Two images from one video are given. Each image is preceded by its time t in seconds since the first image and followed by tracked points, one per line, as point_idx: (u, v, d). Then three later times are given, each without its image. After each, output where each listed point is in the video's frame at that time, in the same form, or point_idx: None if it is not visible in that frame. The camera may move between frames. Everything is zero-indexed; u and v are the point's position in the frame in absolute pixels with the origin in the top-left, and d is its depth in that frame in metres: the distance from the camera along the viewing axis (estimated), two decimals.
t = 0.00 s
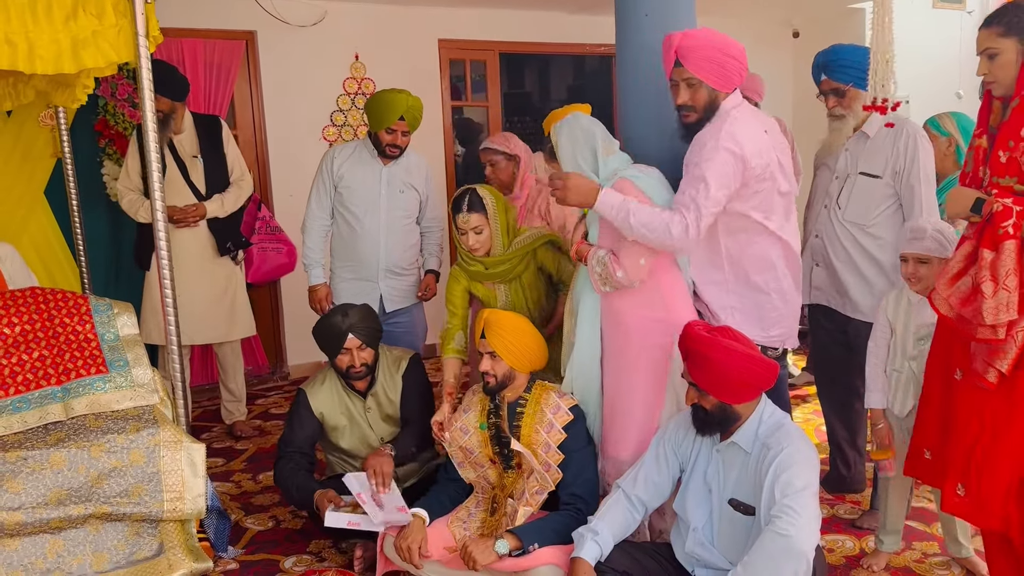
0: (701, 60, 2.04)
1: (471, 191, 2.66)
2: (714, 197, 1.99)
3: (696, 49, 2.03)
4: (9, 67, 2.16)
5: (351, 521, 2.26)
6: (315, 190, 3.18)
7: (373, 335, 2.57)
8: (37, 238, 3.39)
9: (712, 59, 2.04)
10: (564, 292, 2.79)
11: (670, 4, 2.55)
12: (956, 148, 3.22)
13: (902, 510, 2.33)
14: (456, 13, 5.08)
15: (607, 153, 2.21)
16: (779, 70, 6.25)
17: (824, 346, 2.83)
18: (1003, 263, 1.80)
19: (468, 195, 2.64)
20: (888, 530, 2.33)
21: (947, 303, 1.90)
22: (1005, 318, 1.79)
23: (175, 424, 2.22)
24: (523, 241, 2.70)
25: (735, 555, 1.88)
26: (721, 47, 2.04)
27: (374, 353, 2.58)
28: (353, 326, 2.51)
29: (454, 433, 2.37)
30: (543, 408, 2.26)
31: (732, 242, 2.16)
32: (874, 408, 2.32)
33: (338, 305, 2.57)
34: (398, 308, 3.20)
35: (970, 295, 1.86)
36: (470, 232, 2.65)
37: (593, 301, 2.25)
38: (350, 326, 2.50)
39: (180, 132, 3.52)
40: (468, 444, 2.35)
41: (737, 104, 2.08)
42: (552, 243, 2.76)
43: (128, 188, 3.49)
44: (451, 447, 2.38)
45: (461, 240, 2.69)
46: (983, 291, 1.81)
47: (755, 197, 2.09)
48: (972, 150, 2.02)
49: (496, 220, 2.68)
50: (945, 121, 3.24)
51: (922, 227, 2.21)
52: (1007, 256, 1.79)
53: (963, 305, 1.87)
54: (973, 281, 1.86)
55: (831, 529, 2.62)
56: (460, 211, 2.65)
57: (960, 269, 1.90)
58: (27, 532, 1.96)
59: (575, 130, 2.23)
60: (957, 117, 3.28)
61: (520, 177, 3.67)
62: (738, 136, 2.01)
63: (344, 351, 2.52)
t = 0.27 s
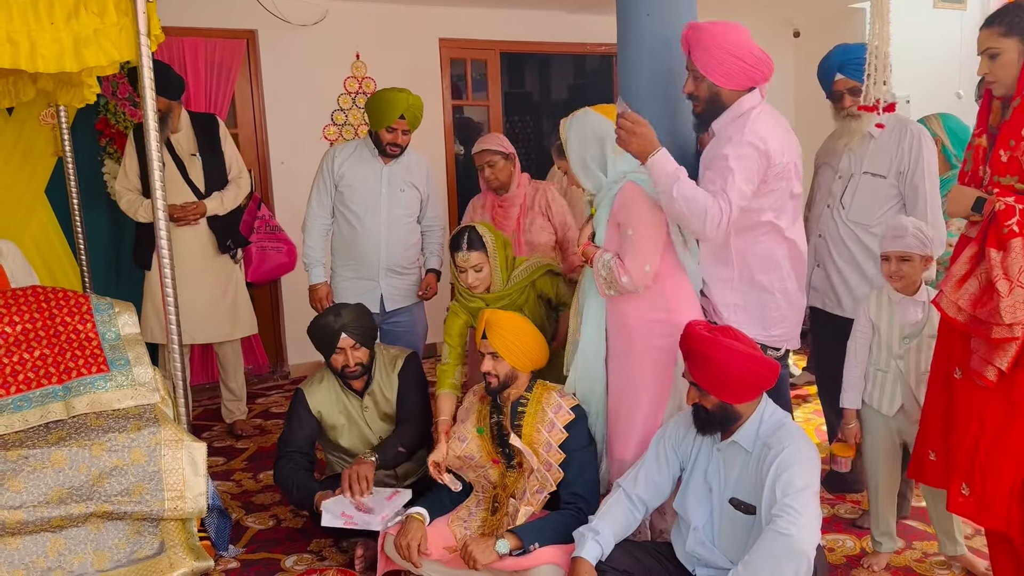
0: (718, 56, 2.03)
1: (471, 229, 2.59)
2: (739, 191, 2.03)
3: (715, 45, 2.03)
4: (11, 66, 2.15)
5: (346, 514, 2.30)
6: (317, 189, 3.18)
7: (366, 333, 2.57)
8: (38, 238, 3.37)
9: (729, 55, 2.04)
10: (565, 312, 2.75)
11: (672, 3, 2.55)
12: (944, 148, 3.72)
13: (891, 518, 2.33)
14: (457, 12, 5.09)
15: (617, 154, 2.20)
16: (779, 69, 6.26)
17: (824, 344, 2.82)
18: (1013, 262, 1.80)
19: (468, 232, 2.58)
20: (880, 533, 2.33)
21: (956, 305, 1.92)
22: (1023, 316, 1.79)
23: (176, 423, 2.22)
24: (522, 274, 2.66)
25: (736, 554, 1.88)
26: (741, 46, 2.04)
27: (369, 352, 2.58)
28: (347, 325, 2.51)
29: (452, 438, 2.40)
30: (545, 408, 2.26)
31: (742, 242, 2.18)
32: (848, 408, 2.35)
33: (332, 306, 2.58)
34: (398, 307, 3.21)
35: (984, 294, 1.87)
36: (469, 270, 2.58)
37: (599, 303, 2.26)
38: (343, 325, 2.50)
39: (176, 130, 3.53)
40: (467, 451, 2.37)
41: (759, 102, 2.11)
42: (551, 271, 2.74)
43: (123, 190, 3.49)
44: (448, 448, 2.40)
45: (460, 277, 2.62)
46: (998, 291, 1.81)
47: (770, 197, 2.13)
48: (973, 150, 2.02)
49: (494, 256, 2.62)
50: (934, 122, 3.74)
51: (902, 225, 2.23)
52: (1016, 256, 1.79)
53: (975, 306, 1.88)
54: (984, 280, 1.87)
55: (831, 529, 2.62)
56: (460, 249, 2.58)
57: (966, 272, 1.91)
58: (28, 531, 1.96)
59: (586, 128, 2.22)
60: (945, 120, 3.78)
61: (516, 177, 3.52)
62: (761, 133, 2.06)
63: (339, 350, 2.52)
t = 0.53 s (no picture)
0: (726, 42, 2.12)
1: (473, 248, 2.53)
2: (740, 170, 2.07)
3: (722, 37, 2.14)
4: (12, 65, 2.14)
5: (342, 498, 2.26)
6: (317, 189, 3.18)
7: (363, 333, 2.56)
8: (38, 235, 3.37)
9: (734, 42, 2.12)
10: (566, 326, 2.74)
11: (673, 3, 2.55)
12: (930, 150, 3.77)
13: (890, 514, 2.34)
14: (457, 12, 5.09)
15: (622, 153, 2.20)
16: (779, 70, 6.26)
17: (823, 344, 2.82)
18: (1009, 261, 1.81)
19: (470, 251, 2.51)
20: (880, 531, 2.34)
21: (952, 305, 1.92)
22: (1018, 315, 1.79)
23: (176, 423, 2.22)
24: (521, 292, 2.65)
25: (736, 554, 1.88)
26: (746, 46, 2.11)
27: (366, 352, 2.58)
28: (342, 325, 2.51)
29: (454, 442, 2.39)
30: (545, 407, 2.26)
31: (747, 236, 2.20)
32: (852, 408, 2.35)
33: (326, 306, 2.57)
34: (398, 307, 3.21)
35: (979, 294, 1.87)
36: (470, 288, 2.51)
37: (605, 303, 2.29)
38: (338, 325, 2.50)
39: (171, 130, 3.51)
40: (467, 456, 2.36)
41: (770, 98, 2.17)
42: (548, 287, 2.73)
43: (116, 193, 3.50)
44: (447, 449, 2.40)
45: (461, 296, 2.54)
46: (995, 291, 1.81)
47: (776, 192, 2.17)
48: (972, 149, 2.02)
49: (494, 274, 2.59)
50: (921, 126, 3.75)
51: (904, 224, 2.23)
52: (1012, 256, 1.80)
53: (972, 306, 1.89)
54: (979, 280, 1.87)
55: (831, 529, 2.62)
56: (461, 268, 2.50)
57: (964, 271, 1.91)
58: (28, 529, 1.96)
59: (592, 127, 2.21)
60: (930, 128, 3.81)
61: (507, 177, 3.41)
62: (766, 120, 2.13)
63: (335, 351, 2.52)
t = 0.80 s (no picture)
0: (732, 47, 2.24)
1: (476, 221, 2.53)
2: (739, 155, 2.15)
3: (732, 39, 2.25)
4: (12, 64, 2.15)
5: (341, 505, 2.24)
6: (316, 189, 3.18)
7: (365, 333, 2.57)
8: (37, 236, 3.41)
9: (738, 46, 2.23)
10: (565, 313, 2.71)
11: (672, 3, 2.55)
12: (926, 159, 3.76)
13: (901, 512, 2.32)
14: (457, 12, 5.09)
15: (622, 153, 2.20)
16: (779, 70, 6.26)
17: (822, 343, 2.82)
18: (996, 260, 1.80)
19: (473, 224, 2.52)
20: (889, 530, 2.33)
21: (941, 302, 1.92)
22: (1002, 314, 1.79)
23: (175, 422, 2.22)
24: (523, 272, 2.61)
25: (734, 554, 1.88)
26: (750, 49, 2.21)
27: (368, 352, 2.58)
28: (343, 323, 2.51)
29: (454, 435, 2.36)
30: (545, 407, 2.26)
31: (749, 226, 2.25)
32: (886, 410, 2.30)
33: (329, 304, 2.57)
34: (397, 306, 3.21)
35: (965, 292, 1.87)
36: (471, 263, 2.52)
37: (605, 304, 2.27)
38: (340, 323, 2.50)
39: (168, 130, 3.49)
40: (468, 446, 2.35)
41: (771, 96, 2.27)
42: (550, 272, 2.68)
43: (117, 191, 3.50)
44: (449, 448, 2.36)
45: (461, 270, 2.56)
46: (980, 288, 1.81)
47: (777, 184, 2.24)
48: (971, 150, 2.02)
49: (496, 251, 2.59)
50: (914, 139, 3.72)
51: (929, 226, 2.24)
52: (999, 254, 1.79)
53: (959, 303, 1.89)
54: (967, 279, 1.87)
55: (829, 529, 2.63)
56: (463, 241, 2.52)
57: (954, 268, 1.91)
58: (27, 529, 1.97)
59: (591, 126, 2.21)
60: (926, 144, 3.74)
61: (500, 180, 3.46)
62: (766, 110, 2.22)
63: (336, 349, 2.52)
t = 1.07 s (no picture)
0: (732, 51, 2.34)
1: (481, 160, 2.57)
2: (746, 153, 2.27)
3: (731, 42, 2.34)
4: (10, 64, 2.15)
5: (336, 505, 2.21)
6: (313, 189, 3.17)
7: (364, 334, 2.56)
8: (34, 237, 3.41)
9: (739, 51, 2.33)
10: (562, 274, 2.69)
11: (670, 3, 2.55)
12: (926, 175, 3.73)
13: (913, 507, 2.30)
14: (455, 12, 5.09)
15: (623, 151, 2.19)
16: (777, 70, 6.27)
17: (821, 344, 2.82)
18: (986, 261, 1.81)
19: (478, 162, 2.55)
20: (898, 526, 2.33)
21: (937, 302, 1.93)
22: (993, 314, 1.80)
23: (173, 422, 2.22)
24: (522, 217, 2.62)
25: (732, 554, 1.88)
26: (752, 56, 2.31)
27: (366, 352, 2.57)
28: (342, 324, 2.51)
29: (453, 433, 2.35)
30: (543, 407, 2.26)
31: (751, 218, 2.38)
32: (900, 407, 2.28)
33: (330, 303, 2.57)
34: (395, 306, 3.21)
35: (959, 293, 1.88)
36: (474, 200, 2.56)
37: (599, 304, 2.25)
38: (339, 324, 2.50)
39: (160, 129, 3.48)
40: (467, 445, 2.35)
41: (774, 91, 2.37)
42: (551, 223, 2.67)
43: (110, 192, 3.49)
44: (448, 447, 2.35)
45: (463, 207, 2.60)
46: (969, 290, 1.82)
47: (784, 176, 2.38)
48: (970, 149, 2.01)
49: (500, 191, 2.61)
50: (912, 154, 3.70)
51: (945, 226, 2.31)
52: (990, 255, 1.80)
53: (953, 303, 1.90)
54: (961, 280, 1.87)
55: (827, 529, 2.63)
56: (467, 178, 2.56)
57: (949, 268, 1.91)
58: (24, 528, 1.97)
59: (595, 121, 2.20)
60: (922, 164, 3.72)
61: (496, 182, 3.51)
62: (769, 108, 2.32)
63: (335, 349, 2.52)
